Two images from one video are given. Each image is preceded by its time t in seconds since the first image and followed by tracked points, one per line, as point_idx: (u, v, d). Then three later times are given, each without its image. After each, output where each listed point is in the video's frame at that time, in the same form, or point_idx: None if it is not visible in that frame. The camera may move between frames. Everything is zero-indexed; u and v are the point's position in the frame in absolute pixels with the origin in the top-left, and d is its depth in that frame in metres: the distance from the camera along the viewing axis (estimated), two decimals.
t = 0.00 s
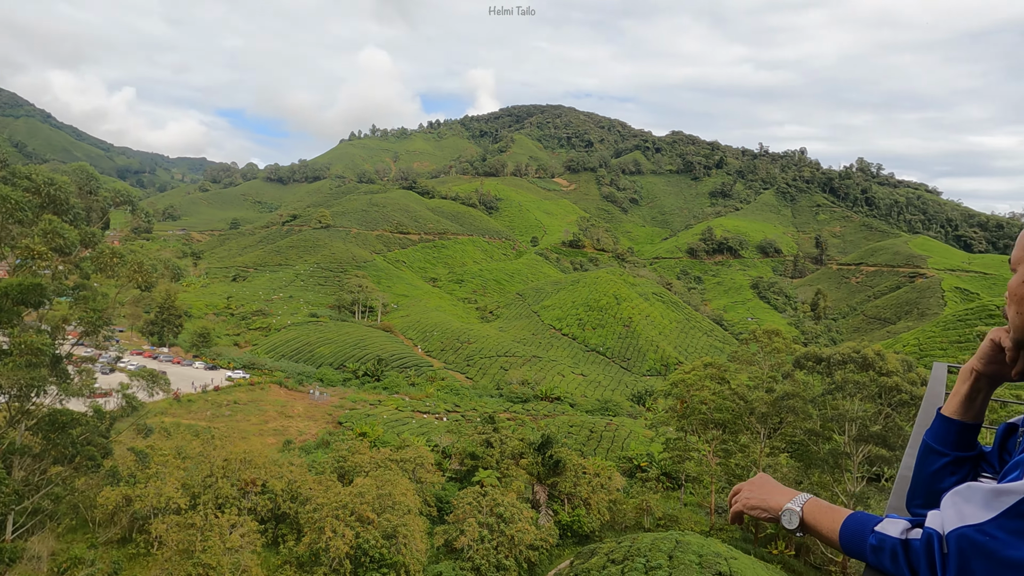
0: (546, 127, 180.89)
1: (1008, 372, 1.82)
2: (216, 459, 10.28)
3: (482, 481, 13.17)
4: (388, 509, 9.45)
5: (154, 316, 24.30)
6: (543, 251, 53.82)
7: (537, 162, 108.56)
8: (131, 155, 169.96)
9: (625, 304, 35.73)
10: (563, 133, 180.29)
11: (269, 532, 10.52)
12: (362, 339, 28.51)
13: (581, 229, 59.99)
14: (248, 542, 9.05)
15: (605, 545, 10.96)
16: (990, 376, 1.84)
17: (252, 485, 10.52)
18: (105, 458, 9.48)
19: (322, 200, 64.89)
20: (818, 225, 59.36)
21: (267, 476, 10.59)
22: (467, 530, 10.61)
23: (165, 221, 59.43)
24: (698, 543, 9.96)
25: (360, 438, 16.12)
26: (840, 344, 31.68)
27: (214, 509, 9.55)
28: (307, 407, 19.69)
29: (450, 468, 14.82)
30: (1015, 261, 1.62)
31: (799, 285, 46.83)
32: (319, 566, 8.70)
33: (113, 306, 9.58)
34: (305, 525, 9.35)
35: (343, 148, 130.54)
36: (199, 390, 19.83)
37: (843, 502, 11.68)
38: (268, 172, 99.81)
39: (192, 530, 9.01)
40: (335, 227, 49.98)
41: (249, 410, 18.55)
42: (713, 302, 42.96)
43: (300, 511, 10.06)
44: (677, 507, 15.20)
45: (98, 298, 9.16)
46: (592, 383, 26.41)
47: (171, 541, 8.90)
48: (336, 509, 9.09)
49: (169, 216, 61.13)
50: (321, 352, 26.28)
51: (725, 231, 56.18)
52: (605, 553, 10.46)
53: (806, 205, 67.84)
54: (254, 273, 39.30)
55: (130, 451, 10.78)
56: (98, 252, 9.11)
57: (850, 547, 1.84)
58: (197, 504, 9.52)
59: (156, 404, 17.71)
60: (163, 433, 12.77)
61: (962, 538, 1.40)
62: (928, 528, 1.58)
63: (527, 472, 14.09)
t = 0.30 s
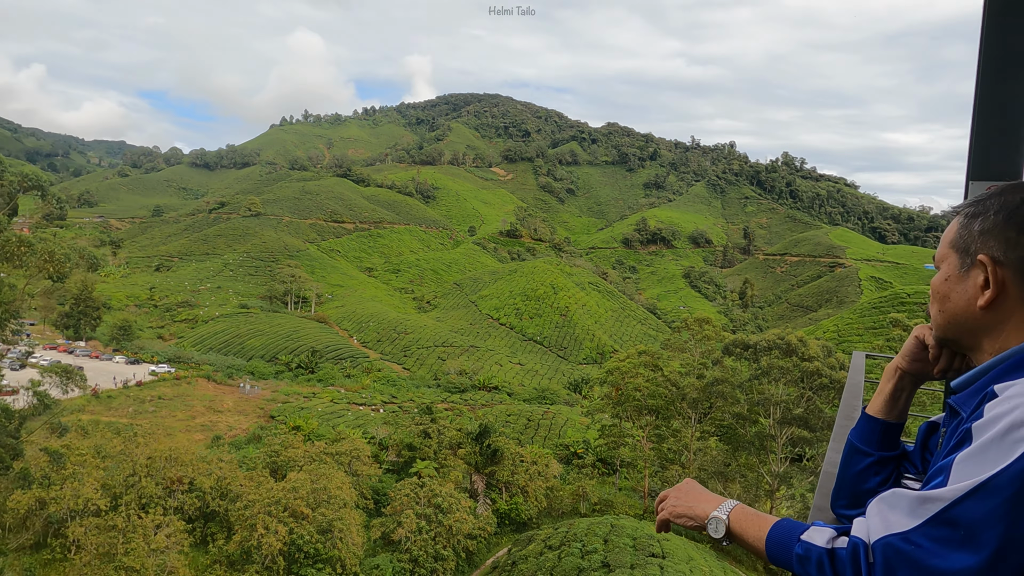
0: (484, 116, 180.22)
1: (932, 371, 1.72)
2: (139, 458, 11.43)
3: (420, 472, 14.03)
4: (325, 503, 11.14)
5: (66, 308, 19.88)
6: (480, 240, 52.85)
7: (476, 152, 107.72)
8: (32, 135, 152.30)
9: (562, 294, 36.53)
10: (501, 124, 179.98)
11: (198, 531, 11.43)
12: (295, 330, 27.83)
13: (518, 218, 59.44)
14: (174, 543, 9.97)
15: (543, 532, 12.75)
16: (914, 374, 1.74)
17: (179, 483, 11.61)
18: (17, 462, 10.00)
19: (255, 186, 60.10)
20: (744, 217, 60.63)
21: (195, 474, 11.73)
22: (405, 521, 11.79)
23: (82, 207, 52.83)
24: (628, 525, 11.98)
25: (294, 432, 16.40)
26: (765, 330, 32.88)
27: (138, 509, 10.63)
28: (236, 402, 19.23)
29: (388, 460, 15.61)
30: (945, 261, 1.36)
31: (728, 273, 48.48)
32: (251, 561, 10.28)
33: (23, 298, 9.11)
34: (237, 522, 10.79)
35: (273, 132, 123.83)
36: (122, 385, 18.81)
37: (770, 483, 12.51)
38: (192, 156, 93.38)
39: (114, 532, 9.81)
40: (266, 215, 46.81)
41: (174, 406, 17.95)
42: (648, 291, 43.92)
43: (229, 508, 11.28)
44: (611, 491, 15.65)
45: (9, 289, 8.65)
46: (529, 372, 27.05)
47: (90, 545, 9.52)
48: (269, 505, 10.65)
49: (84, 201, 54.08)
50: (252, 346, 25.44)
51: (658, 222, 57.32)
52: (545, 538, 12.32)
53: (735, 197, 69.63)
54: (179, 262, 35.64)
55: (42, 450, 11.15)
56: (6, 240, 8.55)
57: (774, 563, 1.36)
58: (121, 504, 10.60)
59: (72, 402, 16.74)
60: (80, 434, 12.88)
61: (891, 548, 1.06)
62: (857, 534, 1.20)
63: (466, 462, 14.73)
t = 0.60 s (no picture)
0: (442, 111, 178.64)
1: (886, 371, 1.80)
2: (84, 460, 11.44)
3: (378, 468, 14.58)
4: (280, 503, 11.33)
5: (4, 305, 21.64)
6: (438, 235, 52.27)
7: (434, 146, 106.56)
8: None
9: (520, 289, 36.89)
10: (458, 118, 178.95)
11: (147, 534, 11.52)
12: (249, 327, 27.32)
13: (476, 214, 58.89)
14: (122, 548, 10.11)
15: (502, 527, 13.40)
16: (867, 373, 1.82)
17: (126, 486, 11.65)
18: None
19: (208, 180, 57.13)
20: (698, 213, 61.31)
21: (142, 476, 11.81)
22: (364, 520, 12.03)
23: (17, 202, 48.77)
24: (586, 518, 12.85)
25: (249, 431, 16.56)
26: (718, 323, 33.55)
27: (82, 514, 10.64)
28: (187, 401, 18.90)
29: (345, 457, 16.06)
30: (903, 258, 1.37)
31: (683, 269, 49.30)
32: (206, 566, 10.31)
33: None
34: (188, 524, 10.93)
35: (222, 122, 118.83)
36: (64, 385, 18.10)
37: (723, 472, 13.01)
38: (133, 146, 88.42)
39: (58, 538, 9.89)
40: (218, 210, 44.64)
41: (121, 406, 17.47)
42: (604, 285, 44.48)
43: (180, 510, 11.45)
44: (570, 484, 16.29)
45: None
46: (487, 367, 27.49)
47: (33, 552, 9.64)
48: (224, 506, 10.77)
49: (22, 193, 49.99)
50: (203, 343, 24.74)
51: (615, 217, 57.87)
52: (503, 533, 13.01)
53: (689, 193, 70.44)
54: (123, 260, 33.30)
55: None
56: None
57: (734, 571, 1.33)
58: (63, 509, 10.58)
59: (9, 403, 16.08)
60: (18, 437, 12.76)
61: (848, 554, 1.06)
62: (812, 539, 1.17)
63: (425, 458, 15.13)
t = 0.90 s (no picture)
0: (404, 108, 176.70)
1: (843, 372, 1.87)
2: (32, 469, 11.90)
3: (342, 471, 15.64)
4: (240, 509, 12.62)
5: None
6: (400, 235, 51.47)
7: (396, 143, 104.82)
8: None
9: (484, 289, 37.06)
10: (419, 115, 177.27)
11: (99, 543, 12.03)
12: (207, 329, 25.94)
13: (439, 213, 57.96)
14: (73, 557, 10.93)
15: (467, 526, 14.78)
16: (825, 373, 1.87)
17: (77, 494, 12.18)
18: None
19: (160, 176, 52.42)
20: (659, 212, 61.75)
21: (95, 484, 12.30)
22: (327, 524, 13.31)
23: None
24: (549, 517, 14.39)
25: (207, 435, 16.53)
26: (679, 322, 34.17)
27: (32, 524, 11.27)
28: (141, 406, 18.25)
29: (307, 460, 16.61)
30: (859, 258, 1.43)
31: (645, 267, 49.78)
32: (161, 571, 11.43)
33: None
34: (144, 532, 12.00)
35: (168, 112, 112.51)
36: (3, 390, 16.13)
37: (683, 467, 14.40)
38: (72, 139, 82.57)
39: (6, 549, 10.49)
40: (172, 207, 40.75)
41: (71, 412, 16.26)
42: (568, 284, 44.67)
43: (134, 519, 12.16)
44: (535, 483, 17.42)
45: None
46: (452, 367, 27.81)
47: None
48: (181, 514, 12.02)
49: None
50: (158, 345, 23.38)
51: (579, 216, 57.83)
52: (468, 532, 14.34)
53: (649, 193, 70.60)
54: (70, 255, 28.79)
55: None
56: None
57: None
58: (9, 520, 11.08)
59: None
60: None
61: (807, 558, 1.14)
62: (775, 543, 1.23)
63: (389, 460, 16.30)
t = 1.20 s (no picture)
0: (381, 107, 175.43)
1: (822, 374, 1.95)
2: None
3: (319, 474, 15.66)
4: (215, 513, 12.80)
5: None
6: (378, 235, 50.86)
7: (372, 142, 103.54)
8: None
9: (463, 289, 37.29)
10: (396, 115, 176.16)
11: (69, 550, 12.07)
12: (179, 329, 25.26)
13: (417, 214, 57.49)
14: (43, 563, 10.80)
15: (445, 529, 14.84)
16: (805, 375, 1.95)
17: (47, 500, 12.08)
18: None
19: (131, 171, 48.72)
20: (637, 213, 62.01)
21: (64, 489, 12.22)
22: (304, 528, 13.26)
23: None
24: (528, 517, 14.41)
25: (181, 440, 16.96)
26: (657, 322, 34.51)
27: None
28: (113, 409, 17.83)
29: (284, 463, 16.88)
30: (835, 262, 1.52)
31: (623, 268, 49.89)
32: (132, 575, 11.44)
33: None
34: (115, 537, 12.04)
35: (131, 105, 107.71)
36: None
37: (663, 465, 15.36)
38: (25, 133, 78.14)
39: None
40: (146, 207, 37.20)
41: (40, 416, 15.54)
42: (546, 285, 44.67)
43: (106, 525, 12.19)
44: (514, 484, 17.26)
45: None
46: (430, 367, 28.18)
47: None
48: (155, 519, 12.11)
49: None
50: (131, 347, 22.49)
51: (557, 217, 57.73)
52: (447, 535, 14.38)
53: (627, 194, 70.78)
54: (38, 255, 25.43)
55: None
56: None
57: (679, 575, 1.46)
58: None
59: None
60: None
61: (789, 558, 1.23)
62: (756, 544, 1.33)
63: (366, 462, 16.53)
